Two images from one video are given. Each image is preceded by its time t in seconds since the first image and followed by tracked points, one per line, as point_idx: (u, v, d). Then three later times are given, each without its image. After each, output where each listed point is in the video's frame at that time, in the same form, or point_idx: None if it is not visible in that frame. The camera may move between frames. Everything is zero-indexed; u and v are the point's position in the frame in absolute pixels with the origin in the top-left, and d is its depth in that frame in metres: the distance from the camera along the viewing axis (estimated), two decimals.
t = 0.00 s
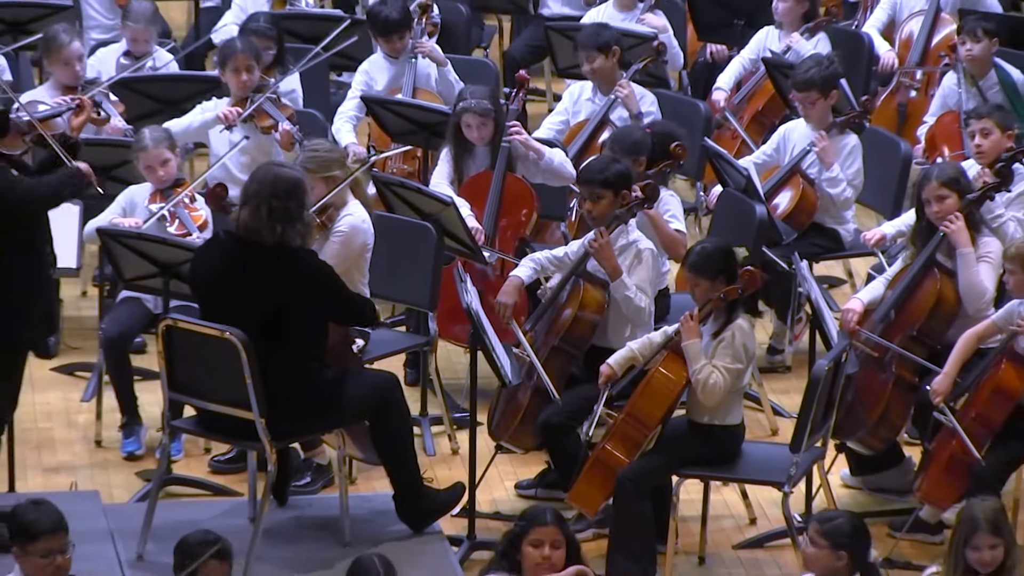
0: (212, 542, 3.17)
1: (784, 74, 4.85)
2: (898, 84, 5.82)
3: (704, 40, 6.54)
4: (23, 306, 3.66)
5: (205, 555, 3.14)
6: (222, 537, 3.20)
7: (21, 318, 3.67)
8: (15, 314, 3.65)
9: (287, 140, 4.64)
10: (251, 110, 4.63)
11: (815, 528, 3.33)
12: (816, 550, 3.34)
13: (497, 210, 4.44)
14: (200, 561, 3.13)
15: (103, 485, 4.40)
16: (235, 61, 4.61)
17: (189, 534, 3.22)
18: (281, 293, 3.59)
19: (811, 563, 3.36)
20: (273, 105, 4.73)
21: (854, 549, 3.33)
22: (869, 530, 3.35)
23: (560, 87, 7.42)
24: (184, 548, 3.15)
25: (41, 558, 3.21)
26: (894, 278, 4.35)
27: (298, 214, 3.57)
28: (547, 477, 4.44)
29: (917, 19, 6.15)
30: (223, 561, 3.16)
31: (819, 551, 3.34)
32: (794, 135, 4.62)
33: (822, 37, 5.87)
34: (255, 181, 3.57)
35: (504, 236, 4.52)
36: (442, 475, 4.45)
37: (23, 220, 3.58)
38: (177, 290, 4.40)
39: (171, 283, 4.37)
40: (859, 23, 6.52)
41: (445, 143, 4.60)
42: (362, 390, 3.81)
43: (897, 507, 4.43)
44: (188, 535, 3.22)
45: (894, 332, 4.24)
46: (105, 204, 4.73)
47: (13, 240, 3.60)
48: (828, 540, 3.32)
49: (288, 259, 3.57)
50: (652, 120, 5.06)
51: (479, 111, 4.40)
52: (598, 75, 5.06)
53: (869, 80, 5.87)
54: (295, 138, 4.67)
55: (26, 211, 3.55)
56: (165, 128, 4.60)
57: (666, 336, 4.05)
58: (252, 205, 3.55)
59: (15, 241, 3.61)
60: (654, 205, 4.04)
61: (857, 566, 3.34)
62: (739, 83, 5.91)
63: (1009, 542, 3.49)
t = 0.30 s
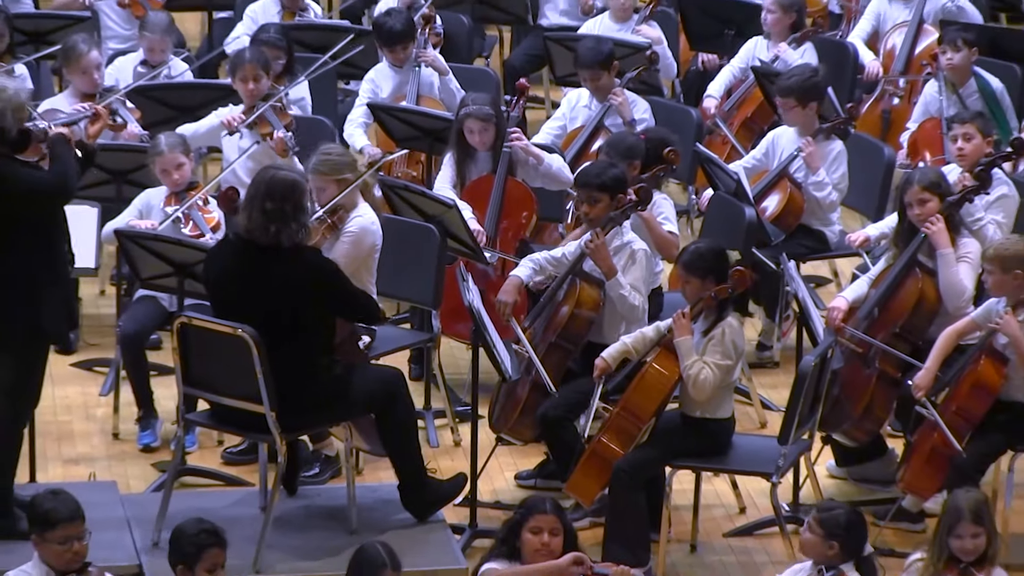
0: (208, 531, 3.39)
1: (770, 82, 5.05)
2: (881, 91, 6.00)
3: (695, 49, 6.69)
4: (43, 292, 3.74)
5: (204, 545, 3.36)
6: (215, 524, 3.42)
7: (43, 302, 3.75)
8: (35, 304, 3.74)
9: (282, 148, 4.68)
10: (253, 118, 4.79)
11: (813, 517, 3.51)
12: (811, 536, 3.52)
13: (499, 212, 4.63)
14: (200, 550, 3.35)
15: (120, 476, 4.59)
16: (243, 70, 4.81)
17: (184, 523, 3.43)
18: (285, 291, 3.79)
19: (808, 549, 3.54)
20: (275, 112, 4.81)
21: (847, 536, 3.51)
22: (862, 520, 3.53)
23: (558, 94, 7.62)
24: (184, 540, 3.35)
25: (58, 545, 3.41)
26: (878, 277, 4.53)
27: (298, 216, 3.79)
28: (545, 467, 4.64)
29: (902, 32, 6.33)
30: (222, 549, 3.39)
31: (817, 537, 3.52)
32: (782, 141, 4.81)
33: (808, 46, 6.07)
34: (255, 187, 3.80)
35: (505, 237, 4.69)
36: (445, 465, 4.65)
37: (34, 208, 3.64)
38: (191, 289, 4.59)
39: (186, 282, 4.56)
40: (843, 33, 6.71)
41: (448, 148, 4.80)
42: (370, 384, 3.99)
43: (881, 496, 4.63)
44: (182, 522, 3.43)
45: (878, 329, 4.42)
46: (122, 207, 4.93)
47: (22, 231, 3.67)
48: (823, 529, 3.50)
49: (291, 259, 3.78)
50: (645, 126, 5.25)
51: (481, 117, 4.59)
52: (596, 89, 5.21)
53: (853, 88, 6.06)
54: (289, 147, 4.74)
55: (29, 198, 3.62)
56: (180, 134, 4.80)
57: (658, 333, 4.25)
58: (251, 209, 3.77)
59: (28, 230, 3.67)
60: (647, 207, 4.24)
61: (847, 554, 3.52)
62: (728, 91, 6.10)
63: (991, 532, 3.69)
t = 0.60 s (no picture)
0: (218, 522, 3.55)
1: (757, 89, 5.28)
2: (864, 98, 6.22)
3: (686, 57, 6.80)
4: (55, 294, 3.94)
5: (214, 536, 3.53)
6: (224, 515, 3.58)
7: (54, 303, 3.94)
8: (45, 305, 3.94)
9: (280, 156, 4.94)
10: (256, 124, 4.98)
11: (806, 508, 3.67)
12: (805, 527, 3.69)
13: (498, 215, 4.85)
14: (210, 540, 3.51)
15: (135, 467, 4.79)
16: (252, 79, 4.98)
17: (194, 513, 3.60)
18: (291, 289, 3.98)
19: (804, 540, 3.70)
20: (278, 122, 5.01)
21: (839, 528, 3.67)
22: (853, 513, 3.69)
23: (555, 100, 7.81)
24: (195, 531, 3.51)
25: (72, 533, 3.55)
26: (861, 276, 4.72)
27: (299, 217, 3.98)
28: (543, 459, 4.83)
29: (883, 42, 6.53)
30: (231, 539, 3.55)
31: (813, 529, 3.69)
32: (770, 145, 5.01)
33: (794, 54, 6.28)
34: (257, 189, 3.99)
35: (505, 238, 4.91)
36: (446, 457, 4.85)
37: (40, 218, 3.82)
38: (203, 288, 4.79)
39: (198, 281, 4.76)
40: (828, 41, 6.92)
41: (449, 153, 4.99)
42: (374, 379, 4.19)
43: (865, 486, 4.82)
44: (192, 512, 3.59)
45: (862, 326, 4.61)
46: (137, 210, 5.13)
47: (31, 236, 3.86)
48: (816, 521, 3.67)
49: (294, 259, 3.98)
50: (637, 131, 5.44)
51: (482, 124, 4.79)
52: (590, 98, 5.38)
53: (837, 95, 6.24)
54: (289, 155, 4.97)
55: (36, 206, 3.80)
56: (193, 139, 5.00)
57: (651, 330, 4.43)
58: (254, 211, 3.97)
59: (38, 237, 3.86)
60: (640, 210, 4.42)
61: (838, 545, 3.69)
62: (718, 98, 6.25)
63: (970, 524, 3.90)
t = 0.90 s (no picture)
0: (246, 514, 3.68)
1: (747, 97, 5.49)
2: (849, 106, 6.41)
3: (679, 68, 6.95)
4: (72, 298, 4.14)
5: (240, 527, 3.66)
6: (253, 507, 3.71)
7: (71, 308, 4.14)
8: (63, 309, 4.14)
9: (292, 161, 5.15)
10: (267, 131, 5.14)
11: (798, 498, 3.80)
12: (798, 517, 3.81)
13: (499, 218, 5.06)
14: (235, 531, 3.65)
15: (150, 459, 5.00)
16: (261, 88, 5.19)
17: (224, 504, 3.74)
18: (299, 290, 4.19)
19: (795, 530, 3.82)
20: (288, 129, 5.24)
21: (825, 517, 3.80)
22: (843, 503, 3.82)
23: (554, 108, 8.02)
24: (222, 521, 3.65)
25: (90, 524, 3.72)
26: (846, 276, 4.91)
27: (305, 222, 4.16)
28: (541, 452, 5.04)
29: (867, 52, 6.72)
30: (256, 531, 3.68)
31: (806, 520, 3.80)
32: (759, 152, 5.22)
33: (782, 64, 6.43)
34: (267, 193, 4.18)
35: (505, 240, 5.11)
36: (449, 451, 5.10)
37: (57, 228, 4.02)
38: (214, 287, 4.99)
39: (210, 281, 4.96)
40: (816, 52, 7.11)
41: (450, 158, 5.21)
42: (377, 374, 4.40)
43: (849, 478, 5.03)
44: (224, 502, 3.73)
45: (847, 325, 4.80)
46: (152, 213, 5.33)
47: (53, 245, 4.07)
48: (808, 510, 3.79)
49: (303, 261, 4.18)
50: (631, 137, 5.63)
51: (483, 130, 4.99)
52: (584, 105, 5.54)
53: (823, 103, 6.42)
54: (300, 160, 5.19)
55: (54, 216, 4.00)
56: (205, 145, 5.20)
57: (644, 328, 4.62)
58: (266, 216, 4.16)
59: (57, 245, 4.06)
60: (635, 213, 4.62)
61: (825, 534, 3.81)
62: (710, 106, 6.42)
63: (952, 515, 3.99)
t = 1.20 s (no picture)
0: (287, 508, 3.78)
1: (739, 104, 5.70)
2: (836, 113, 6.62)
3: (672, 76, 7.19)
4: (92, 299, 4.35)
5: (280, 520, 3.77)
6: (296, 502, 3.81)
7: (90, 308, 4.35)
8: (82, 308, 4.35)
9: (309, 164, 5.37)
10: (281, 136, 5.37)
11: (799, 492, 3.84)
12: (793, 510, 3.85)
13: (499, 220, 5.27)
14: (276, 523, 3.76)
15: (165, 452, 5.20)
16: (270, 96, 5.40)
17: (269, 496, 3.83)
18: (309, 291, 4.39)
19: (788, 520, 3.86)
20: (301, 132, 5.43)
21: (817, 504, 3.85)
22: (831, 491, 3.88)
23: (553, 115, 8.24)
24: (263, 513, 3.77)
25: (112, 514, 3.93)
26: (833, 276, 5.09)
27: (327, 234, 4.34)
28: (540, 445, 5.24)
29: (852, 59, 6.93)
30: (296, 525, 3.78)
31: (803, 512, 3.85)
32: (748, 157, 5.43)
33: (771, 72, 6.65)
34: (288, 200, 4.33)
35: (505, 241, 5.32)
36: (450, 444, 5.31)
37: (76, 234, 4.21)
38: (226, 287, 5.20)
39: (223, 281, 5.17)
40: (805, 61, 7.32)
41: (452, 162, 5.42)
42: (383, 373, 4.65)
43: (835, 470, 5.24)
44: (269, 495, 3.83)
45: (834, 323, 4.98)
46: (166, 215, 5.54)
47: (71, 248, 4.26)
48: (811, 501, 3.83)
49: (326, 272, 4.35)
50: (626, 142, 5.85)
51: (484, 136, 5.20)
52: (582, 112, 5.77)
53: (811, 109, 6.59)
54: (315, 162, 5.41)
55: (74, 221, 4.20)
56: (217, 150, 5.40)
57: (637, 326, 4.81)
58: (290, 225, 4.32)
59: (78, 249, 4.26)
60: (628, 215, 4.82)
61: (817, 522, 3.86)
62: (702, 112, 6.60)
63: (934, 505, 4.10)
